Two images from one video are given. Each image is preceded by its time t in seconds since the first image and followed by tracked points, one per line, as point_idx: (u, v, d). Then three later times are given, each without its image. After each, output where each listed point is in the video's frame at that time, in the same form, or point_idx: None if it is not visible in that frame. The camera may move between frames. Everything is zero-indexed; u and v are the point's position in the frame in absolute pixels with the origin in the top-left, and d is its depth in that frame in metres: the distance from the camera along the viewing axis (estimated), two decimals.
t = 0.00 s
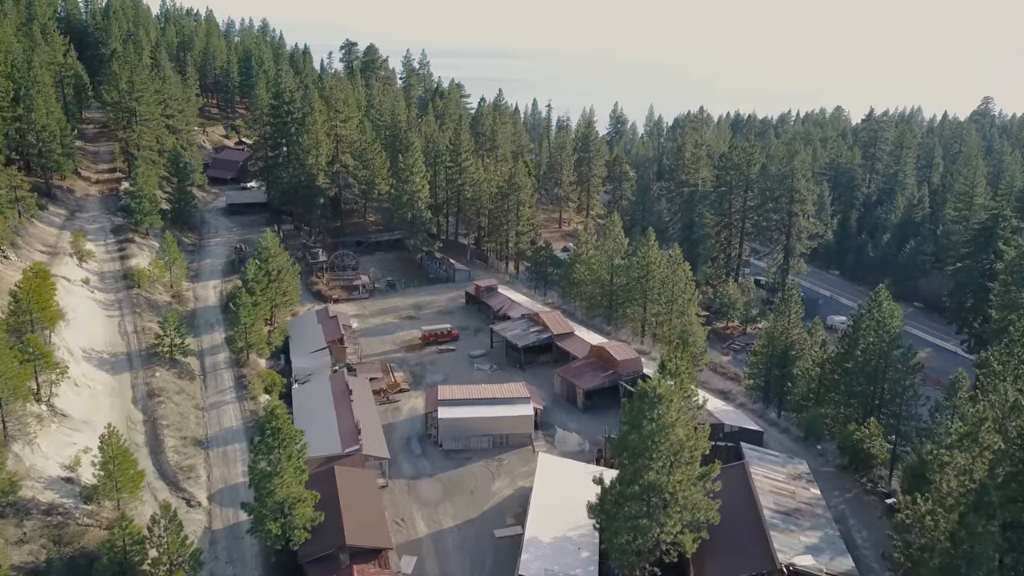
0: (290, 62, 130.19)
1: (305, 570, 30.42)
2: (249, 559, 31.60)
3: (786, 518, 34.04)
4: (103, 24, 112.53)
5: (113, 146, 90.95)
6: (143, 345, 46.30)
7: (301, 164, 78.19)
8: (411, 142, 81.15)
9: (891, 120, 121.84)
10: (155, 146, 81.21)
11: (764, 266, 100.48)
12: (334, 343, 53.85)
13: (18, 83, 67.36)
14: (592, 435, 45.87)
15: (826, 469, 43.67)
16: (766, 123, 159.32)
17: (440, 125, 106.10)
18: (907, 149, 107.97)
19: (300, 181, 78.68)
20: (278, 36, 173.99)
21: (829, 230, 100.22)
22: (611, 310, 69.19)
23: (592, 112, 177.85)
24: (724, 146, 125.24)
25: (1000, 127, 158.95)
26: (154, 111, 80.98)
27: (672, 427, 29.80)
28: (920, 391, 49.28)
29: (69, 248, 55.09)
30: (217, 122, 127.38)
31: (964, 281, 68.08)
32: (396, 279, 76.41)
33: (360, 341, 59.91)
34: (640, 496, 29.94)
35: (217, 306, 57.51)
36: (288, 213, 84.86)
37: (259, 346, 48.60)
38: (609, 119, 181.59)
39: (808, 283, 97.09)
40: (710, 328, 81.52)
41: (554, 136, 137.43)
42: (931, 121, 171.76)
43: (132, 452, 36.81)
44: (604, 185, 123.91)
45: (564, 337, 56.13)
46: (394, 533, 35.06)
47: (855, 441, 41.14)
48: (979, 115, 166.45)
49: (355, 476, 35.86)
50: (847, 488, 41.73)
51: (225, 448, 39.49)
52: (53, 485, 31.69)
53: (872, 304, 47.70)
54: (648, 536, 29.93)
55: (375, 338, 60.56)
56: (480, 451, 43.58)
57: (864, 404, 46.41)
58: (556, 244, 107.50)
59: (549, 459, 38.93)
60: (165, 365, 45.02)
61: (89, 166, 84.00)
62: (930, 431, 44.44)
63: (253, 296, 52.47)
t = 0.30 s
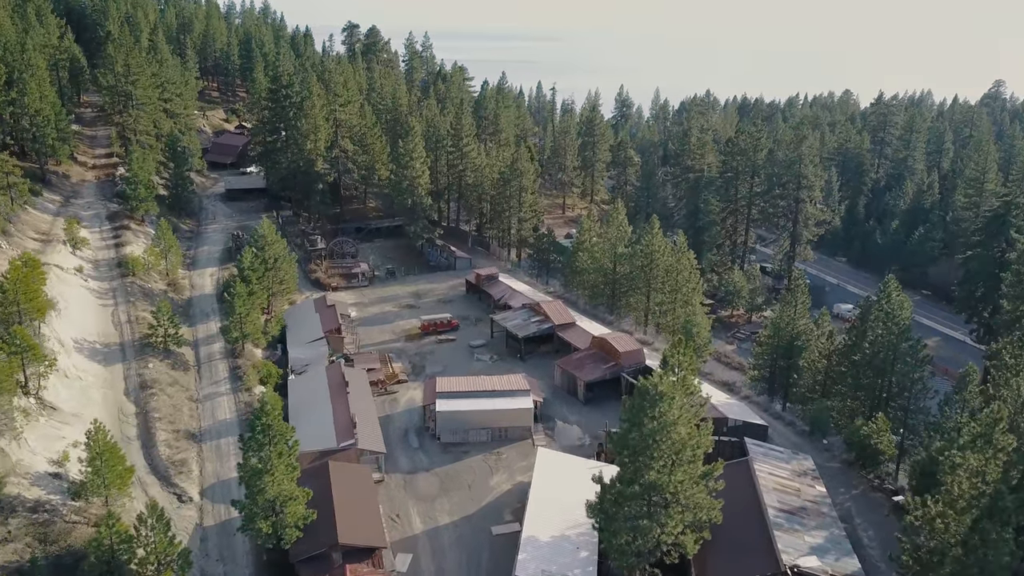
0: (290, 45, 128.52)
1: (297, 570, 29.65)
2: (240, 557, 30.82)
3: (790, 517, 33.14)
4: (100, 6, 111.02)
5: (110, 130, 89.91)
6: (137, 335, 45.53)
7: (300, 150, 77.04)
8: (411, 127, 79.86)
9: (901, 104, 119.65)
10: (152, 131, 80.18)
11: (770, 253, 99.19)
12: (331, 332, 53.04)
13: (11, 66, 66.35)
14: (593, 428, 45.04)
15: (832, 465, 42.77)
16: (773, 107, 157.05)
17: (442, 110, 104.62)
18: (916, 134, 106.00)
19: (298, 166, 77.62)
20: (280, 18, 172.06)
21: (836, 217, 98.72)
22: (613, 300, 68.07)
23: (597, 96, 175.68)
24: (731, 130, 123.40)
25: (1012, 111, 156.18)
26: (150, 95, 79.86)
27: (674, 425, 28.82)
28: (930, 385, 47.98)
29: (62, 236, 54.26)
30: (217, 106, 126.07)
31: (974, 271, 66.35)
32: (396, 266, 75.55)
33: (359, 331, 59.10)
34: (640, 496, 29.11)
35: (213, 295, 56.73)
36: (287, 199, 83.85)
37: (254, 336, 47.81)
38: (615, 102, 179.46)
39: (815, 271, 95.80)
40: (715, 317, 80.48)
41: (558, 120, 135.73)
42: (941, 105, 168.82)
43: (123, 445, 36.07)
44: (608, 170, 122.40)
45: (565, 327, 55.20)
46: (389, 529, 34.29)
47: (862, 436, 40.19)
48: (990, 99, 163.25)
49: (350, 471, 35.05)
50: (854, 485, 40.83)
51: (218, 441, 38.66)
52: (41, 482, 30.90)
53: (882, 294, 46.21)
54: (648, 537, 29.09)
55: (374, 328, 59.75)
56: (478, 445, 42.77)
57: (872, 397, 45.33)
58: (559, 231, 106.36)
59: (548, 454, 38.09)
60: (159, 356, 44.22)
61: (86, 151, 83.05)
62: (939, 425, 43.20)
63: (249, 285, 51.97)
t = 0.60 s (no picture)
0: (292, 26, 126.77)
1: (289, 569, 28.93)
2: (233, 554, 30.03)
3: (796, 516, 32.30)
4: None
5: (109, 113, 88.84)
6: (131, 324, 44.70)
7: (299, 134, 75.87)
8: (413, 110, 78.61)
9: (912, 87, 117.47)
10: (150, 114, 79.04)
11: (777, 239, 97.86)
12: (330, 321, 52.22)
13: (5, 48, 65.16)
14: (596, 420, 44.20)
15: (839, 460, 41.89)
16: (782, 89, 154.69)
17: (444, 93, 103.15)
18: (928, 117, 103.92)
19: (298, 151, 76.56)
20: None
21: (845, 202, 97.19)
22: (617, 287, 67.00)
23: (604, 78, 173.57)
24: (738, 113, 121.55)
25: None
26: (148, 77, 78.66)
27: (677, 423, 27.91)
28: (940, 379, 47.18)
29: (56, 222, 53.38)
30: (218, 88, 124.70)
31: (987, 257, 64.91)
32: (397, 253, 74.66)
33: (358, 319, 58.27)
34: (641, 496, 28.24)
35: (211, 282, 55.91)
36: (287, 184, 82.81)
37: (251, 325, 46.99)
38: (622, 84, 177.19)
39: (823, 257, 94.46)
40: (721, 304, 79.36)
41: (564, 102, 133.98)
42: (953, 87, 166.02)
43: (115, 438, 35.30)
44: (614, 154, 120.87)
45: (568, 317, 54.33)
46: (385, 525, 33.61)
47: (870, 431, 39.27)
48: (1004, 81, 160.14)
49: (345, 465, 34.28)
50: (863, 481, 39.88)
51: (213, 433, 37.87)
52: (28, 476, 30.00)
53: (892, 285, 45.07)
54: (650, 538, 28.28)
55: (374, 316, 58.94)
56: (478, 437, 41.98)
57: (881, 390, 44.45)
58: (563, 216, 105.21)
59: (548, 448, 37.29)
60: (154, 346, 43.40)
61: (84, 134, 82.05)
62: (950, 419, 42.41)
63: (243, 273, 51.97)
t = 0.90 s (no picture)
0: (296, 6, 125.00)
1: (282, 568, 28.17)
2: (225, 552, 29.32)
3: (804, 516, 31.42)
4: None
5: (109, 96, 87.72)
6: (126, 313, 43.90)
7: (300, 117, 74.51)
8: (416, 92, 77.16)
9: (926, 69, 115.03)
10: (150, 96, 77.88)
11: (786, 225, 96.39)
12: (330, 310, 51.44)
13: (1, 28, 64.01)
14: (599, 412, 43.37)
15: (847, 455, 40.92)
16: (793, 71, 152.17)
17: (449, 75, 101.49)
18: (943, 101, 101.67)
19: (299, 135, 75.33)
20: None
21: (855, 187, 95.50)
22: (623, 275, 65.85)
23: (612, 60, 171.25)
24: (748, 96, 119.49)
25: None
26: (147, 58, 77.37)
27: (681, 422, 26.85)
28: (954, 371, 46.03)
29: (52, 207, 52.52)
30: (221, 70, 123.39)
31: (1001, 245, 63.38)
32: (400, 239, 73.69)
33: (359, 307, 57.44)
34: (644, 496, 27.26)
35: (209, 269, 55.10)
36: (288, 168, 81.75)
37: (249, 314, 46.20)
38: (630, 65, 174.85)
39: (833, 243, 92.97)
40: (728, 291, 78.13)
41: (571, 85, 132.17)
42: (968, 69, 162.91)
43: (108, 431, 34.57)
44: (621, 138, 119.26)
45: (572, 306, 53.39)
46: (382, 522, 32.88)
47: (881, 427, 38.25)
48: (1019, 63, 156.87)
49: (341, 460, 33.44)
50: (872, 477, 38.96)
51: (208, 426, 37.10)
52: (16, 472, 29.25)
53: (904, 275, 43.92)
54: (653, 540, 27.36)
55: (375, 304, 58.07)
56: (478, 430, 41.17)
57: (890, 383, 43.33)
58: (568, 201, 103.96)
59: (550, 443, 36.42)
60: (149, 335, 42.62)
61: (84, 117, 80.99)
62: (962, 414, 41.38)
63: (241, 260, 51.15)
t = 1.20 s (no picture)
0: None
1: (276, 570, 27.41)
2: (219, 552, 28.61)
3: (814, 518, 30.43)
4: None
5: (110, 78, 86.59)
6: (122, 302, 43.14)
7: (302, 101, 73.30)
8: (420, 76, 75.74)
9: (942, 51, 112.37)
10: (150, 79, 76.74)
11: (798, 211, 94.77)
12: (330, 299, 50.57)
13: None
14: (605, 406, 42.43)
15: (859, 453, 39.85)
16: (805, 53, 149.46)
17: (455, 57, 99.81)
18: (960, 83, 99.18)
19: (302, 119, 74.12)
20: None
21: (868, 172, 93.63)
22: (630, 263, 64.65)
23: (621, 41, 168.72)
24: (760, 79, 117.26)
25: None
26: (147, 40, 76.12)
27: (688, 423, 25.73)
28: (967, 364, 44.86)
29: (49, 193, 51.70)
30: (226, 51, 122.05)
31: (1017, 234, 61.67)
32: (403, 225, 72.70)
33: (361, 296, 56.54)
34: (649, 500, 26.24)
35: (209, 256, 54.26)
36: (291, 152, 80.67)
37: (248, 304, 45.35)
38: (640, 47, 172.32)
39: (845, 230, 91.26)
40: (737, 279, 76.81)
41: (579, 67, 130.20)
42: (984, 51, 159.56)
43: (102, 425, 33.88)
44: (630, 122, 117.50)
45: (577, 296, 52.37)
46: (380, 521, 32.11)
47: (894, 424, 37.15)
48: None
49: (338, 457, 32.60)
50: (883, 476, 37.89)
51: (203, 419, 36.36)
52: (4, 469, 28.58)
53: (919, 267, 42.40)
54: (657, 545, 26.35)
55: (377, 293, 57.16)
56: (480, 424, 40.30)
57: (903, 376, 42.15)
58: (576, 186, 102.59)
59: (552, 439, 35.53)
60: (146, 326, 41.87)
61: (85, 100, 79.98)
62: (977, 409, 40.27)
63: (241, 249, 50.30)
